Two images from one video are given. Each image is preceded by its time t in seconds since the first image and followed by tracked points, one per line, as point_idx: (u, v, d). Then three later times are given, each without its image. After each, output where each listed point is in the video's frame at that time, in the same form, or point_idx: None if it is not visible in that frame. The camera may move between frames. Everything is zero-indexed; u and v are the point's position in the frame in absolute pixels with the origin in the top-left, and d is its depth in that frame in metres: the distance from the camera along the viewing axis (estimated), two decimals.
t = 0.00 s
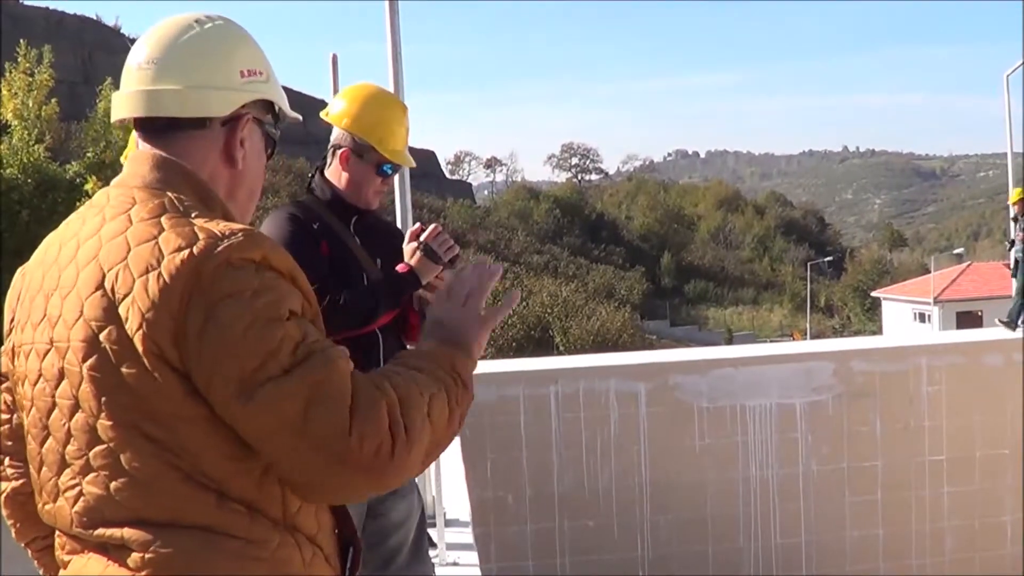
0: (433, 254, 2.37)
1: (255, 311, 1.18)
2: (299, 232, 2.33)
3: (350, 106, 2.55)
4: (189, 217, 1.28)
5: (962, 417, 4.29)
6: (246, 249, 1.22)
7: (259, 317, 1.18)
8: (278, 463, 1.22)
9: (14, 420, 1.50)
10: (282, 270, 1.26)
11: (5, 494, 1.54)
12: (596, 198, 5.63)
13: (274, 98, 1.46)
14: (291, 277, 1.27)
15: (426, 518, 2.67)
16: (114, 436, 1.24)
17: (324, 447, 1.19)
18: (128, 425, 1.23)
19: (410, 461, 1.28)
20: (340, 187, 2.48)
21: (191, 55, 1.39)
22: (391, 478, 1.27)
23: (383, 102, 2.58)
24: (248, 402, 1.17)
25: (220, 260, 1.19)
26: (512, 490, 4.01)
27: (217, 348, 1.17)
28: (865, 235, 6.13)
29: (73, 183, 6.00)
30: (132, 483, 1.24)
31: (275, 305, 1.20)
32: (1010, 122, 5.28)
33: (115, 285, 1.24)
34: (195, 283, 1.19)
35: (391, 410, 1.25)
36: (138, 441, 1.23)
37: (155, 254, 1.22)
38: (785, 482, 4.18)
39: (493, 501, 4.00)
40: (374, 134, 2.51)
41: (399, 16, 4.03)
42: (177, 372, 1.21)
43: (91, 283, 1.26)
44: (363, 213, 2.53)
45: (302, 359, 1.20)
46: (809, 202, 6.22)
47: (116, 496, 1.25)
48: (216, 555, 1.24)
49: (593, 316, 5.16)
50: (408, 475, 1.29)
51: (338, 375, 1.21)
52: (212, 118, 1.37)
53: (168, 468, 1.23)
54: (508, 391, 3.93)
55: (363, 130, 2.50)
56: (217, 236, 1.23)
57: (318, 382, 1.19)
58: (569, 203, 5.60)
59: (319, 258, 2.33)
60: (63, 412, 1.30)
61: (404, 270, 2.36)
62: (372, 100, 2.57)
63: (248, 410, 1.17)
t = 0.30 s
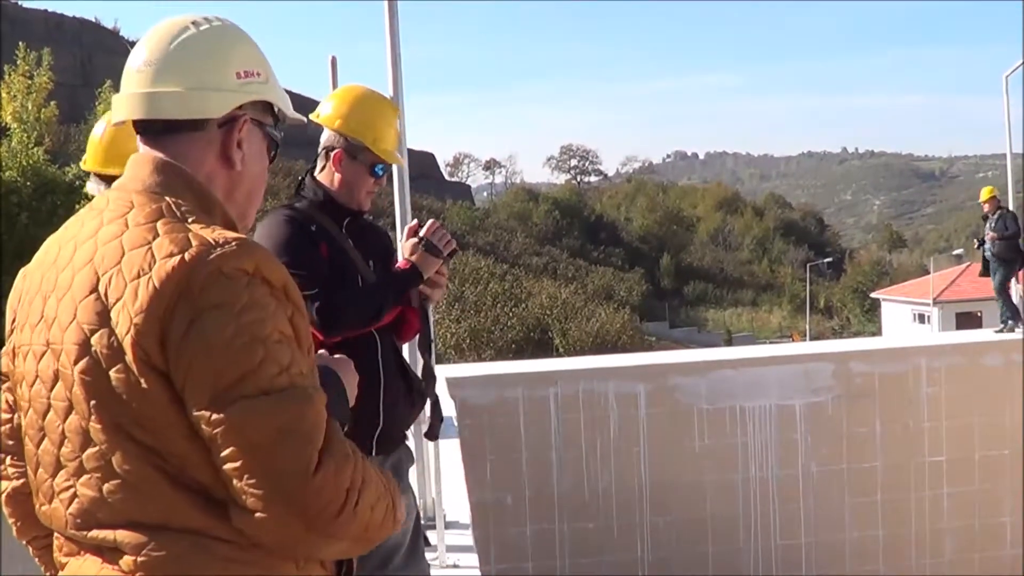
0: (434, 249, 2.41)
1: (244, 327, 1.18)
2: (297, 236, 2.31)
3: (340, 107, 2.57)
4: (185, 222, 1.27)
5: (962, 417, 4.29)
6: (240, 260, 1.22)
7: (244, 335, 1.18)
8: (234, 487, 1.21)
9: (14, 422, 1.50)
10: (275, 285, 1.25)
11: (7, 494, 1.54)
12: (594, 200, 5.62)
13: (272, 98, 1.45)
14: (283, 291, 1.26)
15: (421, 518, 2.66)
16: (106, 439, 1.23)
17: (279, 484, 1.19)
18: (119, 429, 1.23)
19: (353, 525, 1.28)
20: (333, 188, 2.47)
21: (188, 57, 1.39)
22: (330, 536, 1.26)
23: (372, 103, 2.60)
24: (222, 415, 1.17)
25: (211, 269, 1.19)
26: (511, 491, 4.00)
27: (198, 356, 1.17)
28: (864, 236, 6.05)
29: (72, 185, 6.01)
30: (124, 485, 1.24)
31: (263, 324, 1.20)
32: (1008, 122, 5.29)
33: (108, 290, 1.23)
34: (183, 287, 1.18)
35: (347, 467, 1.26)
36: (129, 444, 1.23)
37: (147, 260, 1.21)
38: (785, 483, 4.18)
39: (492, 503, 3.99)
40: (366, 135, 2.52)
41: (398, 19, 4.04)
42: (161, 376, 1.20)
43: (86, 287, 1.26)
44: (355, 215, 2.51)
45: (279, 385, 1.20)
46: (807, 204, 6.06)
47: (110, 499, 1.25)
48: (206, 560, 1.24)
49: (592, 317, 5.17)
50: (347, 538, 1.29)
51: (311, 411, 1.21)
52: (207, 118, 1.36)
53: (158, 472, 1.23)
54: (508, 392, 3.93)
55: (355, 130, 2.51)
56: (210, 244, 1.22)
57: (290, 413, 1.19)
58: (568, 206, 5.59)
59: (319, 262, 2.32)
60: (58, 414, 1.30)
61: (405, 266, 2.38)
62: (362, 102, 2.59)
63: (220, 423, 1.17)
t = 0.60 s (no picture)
0: (429, 237, 2.39)
1: (235, 328, 1.18)
2: (295, 236, 2.31)
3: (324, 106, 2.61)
4: (179, 221, 1.27)
5: (962, 417, 4.29)
6: (233, 259, 1.21)
7: (236, 335, 1.17)
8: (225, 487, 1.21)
9: (12, 425, 1.50)
10: (269, 283, 1.24)
11: (8, 497, 1.54)
12: (594, 200, 5.61)
13: (261, 94, 1.44)
14: (276, 289, 1.25)
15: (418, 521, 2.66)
16: (100, 440, 1.23)
17: (270, 486, 1.19)
18: (114, 430, 1.23)
19: (346, 526, 1.28)
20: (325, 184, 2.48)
21: (174, 56, 1.38)
22: (322, 537, 1.26)
23: (356, 100, 2.64)
24: (212, 417, 1.17)
25: (204, 268, 1.19)
26: (512, 491, 4.00)
27: (190, 357, 1.17)
28: (863, 237, 6.08)
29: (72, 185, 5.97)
30: (119, 487, 1.24)
31: (256, 324, 1.19)
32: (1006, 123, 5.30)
33: (103, 291, 1.23)
34: (175, 287, 1.18)
35: (339, 468, 1.25)
36: (123, 445, 1.23)
37: (140, 260, 1.21)
38: (784, 483, 4.18)
39: (492, 503, 3.99)
40: (355, 131, 2.56)
41: (396, 19, 4.04)
42: (154, 376, 1.20)
43: (81, 288, 1.26)
44: (350, 213, 2.52)
45: (271, 385, 1.19)
46: (807, 203, 6.05)
47: (105, 500, 1.25)
48: (201, 559, 1.23)
49: (592, 317, 5.20)
50: (339, 540, 1.28)
51: (303, 412, 1.20)
52: (192, 117, 1.35)
53: (152, 472, 1.23)
54: (508, 392, 3.93)
55: (343, 127, 2.55)
56: (203, 243, 1.22)
57: (282, 415, 1.18)
58: (568, 206, 5.57)
59: (320, 260, 2.31)
60: (54, 416, 1.29)
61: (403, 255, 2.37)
62: (346, 98, 2.64)
63: (213, 424, 1.17)
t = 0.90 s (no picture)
0: (421, 228, 2.41)
1: (231, 322, 1.17)
2: (292, 233, 2.32)
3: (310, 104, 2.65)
4: (174, 217, 1.26)
5: (962, 416, 4.29)
6: (228, 254, 1.21)
7: (232, 330, 1.17)
8: (223, 482, 1.20)
9: (12, 425, 1.50)
10: (265, 278, 1.24)
11: (8, 497, 1.53)
12: (593, 198, 5.63)
13: (250, 90, 1.41)
14: (273, 283, 1.25)
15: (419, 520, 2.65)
16: (97, 437, 1.23)
17: (268, 480, 1.18)
18: (111, 428, 1.23)
19: (345, 520, 1.27)
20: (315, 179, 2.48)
21: (163, 53, 1.38)
22: (321, 531, 1.25)
23: (340, 94, 2.68)
24: (210, 412, 1.17)
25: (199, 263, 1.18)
26: (511, 490, 4.00)
27: (186, 352, 1.16)
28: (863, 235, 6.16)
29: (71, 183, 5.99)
30: (117, 484, 1.23)
31: (252, 318, 1.19)
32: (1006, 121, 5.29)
33: (98, 289, 1.23)
34: (170, 282, 1.18)
35: (337, 462, 1.25)
36: (120, 442, 1.23)
37: (135, 257, 1.21)
38: (784, 482, 4.18)
39: (491, 501, 3.99)
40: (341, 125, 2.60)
41: (396, 16, 4.03)
42: (151, 372, 1.20)
43: (77, 286, 1.26)
44: (344, 209, 2.52)
45: (268, 379, 1.19)
46: (807, 202, 6.13)
47: (104, 498, 1.25)
48: (199, 556, 1.23)
49: (591, 315, 5.18)
50: (340, 534, 1.28)
51: (300, 406, 1.20)
52: (177, 114, 1.35)
53: (149, 468, 1.23)
54: (507, 391, 3.92)
55: (330, 122, 2.59)
56: (198, 238, 1.21)
57: (279, 409, 1.18)
58: (568, 203, 5.59)
59: (318, 256, 2.32)
60: (52, 414, 1.29)
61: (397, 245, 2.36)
62: (330, 92, 2.68)
63: (209, 419, 1.17)
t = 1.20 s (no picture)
0: (417, 220, 2.40)
1: (229, 317, 1.17)
2: (288, 227, 2.31)
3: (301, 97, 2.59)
4: (171, 213, 1.26)
5: (962, 412, 4.30)
6: (226, 248, 1.21)
7: (230, 324, 1.17)
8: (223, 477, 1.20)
9: (13, 422, 1.50)
10: (263, 272, 1.24)
11: (9, 493, 1.53)
12: (594, 194, 5.55)
13: (239, 83, 1.39)
14: (271, 278, 1.25)
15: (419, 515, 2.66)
16: (95, 433, 1.23)
17: (268, 474, 1.18)
18: (109, 424, 1.23)
19: (346, 514, 1.28)
20: (314, 176, 2.48)
21: (154, 49, 1.38)
22: (322, 525, 1.25)
23: (330, 86, 2.63)
24: (209, 407, 1.17)
25: (195, 257, 1.18)
26: (512, 486, 4.01)
27: (185, 346, 1.16)
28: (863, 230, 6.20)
29: (72, 179, 5.97)
30: (116, 480, 1.24)
31: (250, 312, 1.19)
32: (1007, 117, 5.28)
33: (96, 285, 1.23)
34: (168, 277, 1.18)
35: (337, 456, 1.25)
36: (119, 438, 1.23)
37: (132, 252, 1.21)
38: (784, 478, 4.18)
39: (491, 497, 4.00)
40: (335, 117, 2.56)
41: (396, 13, 4.03)
42: (149, 367, 1.20)
43: (75, 282, 1.26)
44: (342, 204, 2.53)
45: (267, 373, 1.19)
46: (807, 198, 5.99)
47: (103, 494, 1.25)
48: (199, 553, 1.23)
49: (591, 311, 5.27)
50: (341, 527, 1.28)
51: (300, 400, 1.20)
52: (164, 109, 1.35)
53: (147, 465, 1.23)
54: (507, 387, 3.92)
55: (322, 117, 2.55)
56: (195, 233, 1.21)
57: (278, 403, 1.18)
58: (568, 199, 5.52)
59: (315, 251, 2.32)
60: (51, 411, 1.29)
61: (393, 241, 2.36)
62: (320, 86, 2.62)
63: (208, 413, 1.17)
